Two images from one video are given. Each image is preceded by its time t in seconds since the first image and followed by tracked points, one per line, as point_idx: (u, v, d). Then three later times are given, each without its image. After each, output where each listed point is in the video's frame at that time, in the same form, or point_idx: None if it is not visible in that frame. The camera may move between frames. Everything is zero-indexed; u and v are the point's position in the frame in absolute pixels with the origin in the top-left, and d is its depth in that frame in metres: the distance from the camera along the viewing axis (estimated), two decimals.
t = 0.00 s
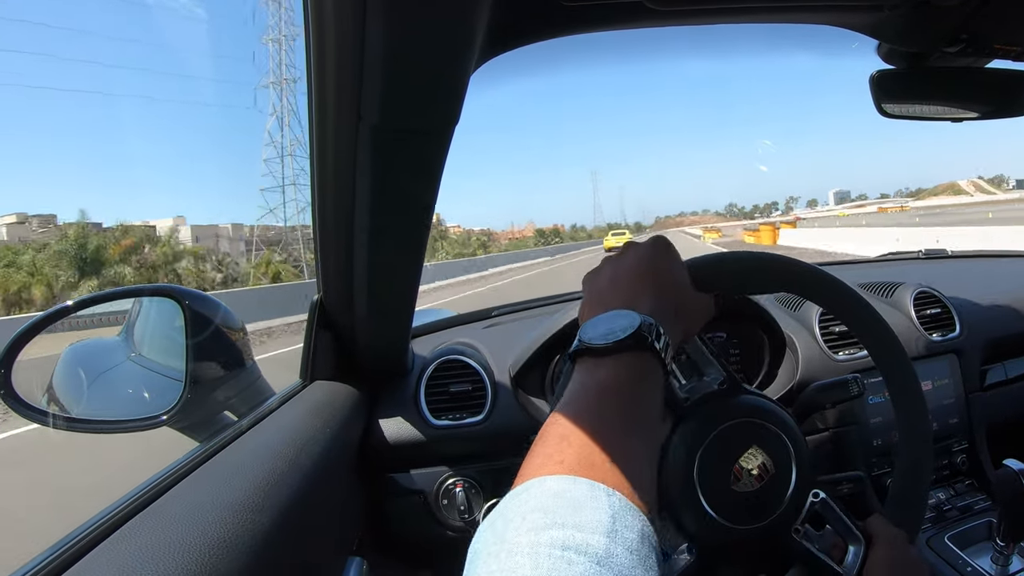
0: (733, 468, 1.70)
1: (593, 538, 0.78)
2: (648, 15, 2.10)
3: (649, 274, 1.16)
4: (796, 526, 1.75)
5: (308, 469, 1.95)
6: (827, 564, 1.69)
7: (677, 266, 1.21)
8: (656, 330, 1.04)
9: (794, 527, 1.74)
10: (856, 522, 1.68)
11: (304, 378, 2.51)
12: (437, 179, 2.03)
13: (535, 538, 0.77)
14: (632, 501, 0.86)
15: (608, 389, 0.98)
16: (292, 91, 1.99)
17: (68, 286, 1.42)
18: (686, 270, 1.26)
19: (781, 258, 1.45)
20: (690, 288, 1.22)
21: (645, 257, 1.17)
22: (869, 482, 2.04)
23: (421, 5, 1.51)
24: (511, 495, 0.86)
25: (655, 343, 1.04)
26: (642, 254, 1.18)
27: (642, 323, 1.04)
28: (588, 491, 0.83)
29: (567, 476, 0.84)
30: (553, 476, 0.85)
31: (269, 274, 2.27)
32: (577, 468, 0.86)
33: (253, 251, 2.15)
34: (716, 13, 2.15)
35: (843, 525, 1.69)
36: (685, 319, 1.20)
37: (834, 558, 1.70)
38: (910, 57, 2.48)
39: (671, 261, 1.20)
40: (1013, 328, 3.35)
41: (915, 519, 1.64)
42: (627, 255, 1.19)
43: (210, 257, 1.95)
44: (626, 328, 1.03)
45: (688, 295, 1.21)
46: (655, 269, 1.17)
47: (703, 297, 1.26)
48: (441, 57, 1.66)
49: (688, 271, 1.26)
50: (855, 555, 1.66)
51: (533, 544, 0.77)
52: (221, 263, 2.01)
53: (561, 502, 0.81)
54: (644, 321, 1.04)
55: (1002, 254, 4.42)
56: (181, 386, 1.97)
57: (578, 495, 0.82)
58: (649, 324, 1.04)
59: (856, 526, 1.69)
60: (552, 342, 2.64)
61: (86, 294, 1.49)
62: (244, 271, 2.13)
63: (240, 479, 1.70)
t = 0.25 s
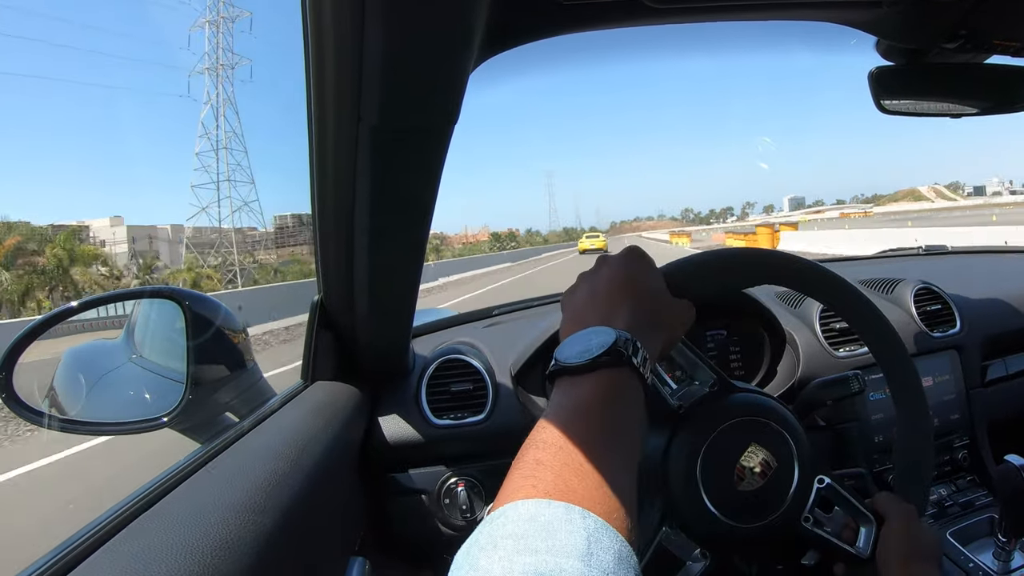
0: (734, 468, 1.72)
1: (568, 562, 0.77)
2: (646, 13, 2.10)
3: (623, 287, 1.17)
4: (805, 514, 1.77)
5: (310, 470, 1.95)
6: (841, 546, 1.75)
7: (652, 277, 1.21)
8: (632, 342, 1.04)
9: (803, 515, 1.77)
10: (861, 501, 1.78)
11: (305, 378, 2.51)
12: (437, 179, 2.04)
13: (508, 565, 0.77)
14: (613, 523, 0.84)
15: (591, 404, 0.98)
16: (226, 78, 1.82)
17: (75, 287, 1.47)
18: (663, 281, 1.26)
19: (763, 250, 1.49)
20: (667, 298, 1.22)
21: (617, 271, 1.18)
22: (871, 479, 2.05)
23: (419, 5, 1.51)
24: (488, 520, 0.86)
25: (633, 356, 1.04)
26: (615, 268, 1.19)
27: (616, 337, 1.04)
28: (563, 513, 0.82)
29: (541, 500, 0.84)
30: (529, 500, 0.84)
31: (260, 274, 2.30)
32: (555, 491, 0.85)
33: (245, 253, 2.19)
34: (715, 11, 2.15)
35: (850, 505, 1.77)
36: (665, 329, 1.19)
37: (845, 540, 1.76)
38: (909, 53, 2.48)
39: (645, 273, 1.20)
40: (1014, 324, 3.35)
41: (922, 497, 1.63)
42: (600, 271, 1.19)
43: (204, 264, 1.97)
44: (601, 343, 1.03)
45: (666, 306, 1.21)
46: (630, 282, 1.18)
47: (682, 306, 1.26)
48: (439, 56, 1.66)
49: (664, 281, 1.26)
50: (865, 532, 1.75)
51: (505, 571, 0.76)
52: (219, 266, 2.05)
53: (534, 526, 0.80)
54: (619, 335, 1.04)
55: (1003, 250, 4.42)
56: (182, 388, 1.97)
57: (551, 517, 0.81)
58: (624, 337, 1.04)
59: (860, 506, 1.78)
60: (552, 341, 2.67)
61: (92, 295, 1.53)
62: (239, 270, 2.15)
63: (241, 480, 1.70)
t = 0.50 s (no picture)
0: (737, 466, 1.72)
1: None
2: (646, 10, 2.10)
3: (602, 303, 1.18)
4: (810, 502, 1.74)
5: (312, 468, 1.96)
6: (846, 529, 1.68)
7: (631, 289, 1.22)
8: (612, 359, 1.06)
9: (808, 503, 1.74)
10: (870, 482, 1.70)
11: (306, 377, 2.51)
12: (437, 177, 2.04)
13: None
14: (590, 551, 0.84)
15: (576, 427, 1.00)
16: (163, 62, 1.61)
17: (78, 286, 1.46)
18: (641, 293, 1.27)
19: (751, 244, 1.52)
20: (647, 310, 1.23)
21: (596, 287, 1.19)
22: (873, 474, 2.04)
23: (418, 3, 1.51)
24: (466, 551, 0.86)
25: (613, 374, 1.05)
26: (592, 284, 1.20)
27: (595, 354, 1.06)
28: (540, 544, 0.81)
29: (517, 530, 0.83)
30: (506, 532, 0.84)
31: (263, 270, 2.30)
32: (532, 521, 0.85)
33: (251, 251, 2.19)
34: (714, 8, 2.15)
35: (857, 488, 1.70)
36: (645, 342, 1.20)
37: (853, 523, 1.68)
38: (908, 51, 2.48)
39: (624, 287, 1.21)
40: (1015, 320, 3.35)
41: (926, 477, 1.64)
42: (578, 289, 1.20)
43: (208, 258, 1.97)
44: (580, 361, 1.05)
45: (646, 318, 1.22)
46: (608, 296, 1.19)
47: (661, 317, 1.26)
48: (438, 54, 1.66)
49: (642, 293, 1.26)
50: (876, 514, 1.66)
51: None
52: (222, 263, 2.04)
53: (511, 558, 0.80)
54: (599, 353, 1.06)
55: (1004, 246, 4.42)
56: (183, 386, 1.97)
57: (528, 550, 0.80)
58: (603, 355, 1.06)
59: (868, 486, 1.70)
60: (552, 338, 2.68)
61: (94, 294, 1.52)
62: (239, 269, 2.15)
63: (243, 478, 1.71)
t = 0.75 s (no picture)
0: (736, 469, 1.75)
1: None
2: (647, 10, 2.10)
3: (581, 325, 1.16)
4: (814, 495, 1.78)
5: (311, 466, 1.96)
6: (853, 518, 1.74)
7: (614, 305, 1.18)
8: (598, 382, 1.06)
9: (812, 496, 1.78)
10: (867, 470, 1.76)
11: (306, 376, 2.51)
12: (437, 176, 2.04)
13: None
14: None
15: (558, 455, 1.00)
16: (95, 43, 1.37)
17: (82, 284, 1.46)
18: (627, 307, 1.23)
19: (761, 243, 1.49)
20: (632, 325, 1.19)
21: (574, 309, 1.17)
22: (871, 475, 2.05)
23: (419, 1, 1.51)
24: None
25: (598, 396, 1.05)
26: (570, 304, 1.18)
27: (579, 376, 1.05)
28: None
29: (500, 563, 0.84)
30: (489, 565, 0.85)
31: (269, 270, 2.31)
32: (515, 554, 0.86)
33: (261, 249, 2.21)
34: (715, 8, 2.15)
35: (856, 477, 1.77)
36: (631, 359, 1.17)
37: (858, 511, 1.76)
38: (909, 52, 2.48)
39: (606, 303, 1.17)
40: (1016, 322, 3.34)
41: (928, 457, 1.60)
42: (557, 312, 1.19)
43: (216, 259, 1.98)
44: (565, 384, 1.05)
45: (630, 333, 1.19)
46: (588, 316, 1.16)
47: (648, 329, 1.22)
48: (440, 53, 1.66)
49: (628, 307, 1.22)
50: (879, 501, 1.73)
51: None
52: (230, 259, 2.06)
53: None
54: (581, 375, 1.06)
55: (1005, 248, 4.42)
56: (183, 384, 1.97)
57: None
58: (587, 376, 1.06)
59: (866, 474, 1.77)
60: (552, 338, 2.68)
61: (95, 292, 1.51)
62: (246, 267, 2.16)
63: (242, 477, 1.71)
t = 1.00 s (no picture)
0: (738, 469, 1.77)
1: None
2: (648, 8, 2.10)
3: (563, 345, 1.16)
4: (818, 485, 1.81)
5: (312, 464, 1.95)
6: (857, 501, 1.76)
7: (596, 322, 1.17)
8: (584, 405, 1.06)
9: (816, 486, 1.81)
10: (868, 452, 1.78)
11: (306, 373, 2.52)
12: (438, 174, 2.03)
13: None
14: None
15: (543, 485, 1.01)
16: (21, 19, 1.21)
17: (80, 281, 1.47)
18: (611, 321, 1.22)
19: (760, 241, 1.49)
20: (616, 340, 1.18)
21: (556, 329, 1.16)
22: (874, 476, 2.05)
23: None
24: None
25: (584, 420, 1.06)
26: (552, 326, 1.18)
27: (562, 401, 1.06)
28: None
29: None
30: None
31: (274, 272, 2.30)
32: None
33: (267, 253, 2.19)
34: (717, 7, 2.15)
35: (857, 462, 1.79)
36: (618, 374, 1.17)
37: (863, 494, 1.77)
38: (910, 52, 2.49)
39: (586, 322, 1.17)
40: (1017, 322, 3.34)
41: (926, 435, 1.56)
42: (541, 332, 1.19)
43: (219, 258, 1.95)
44: (551, 411, 1.06)
45: (616, 348, 1.18)
46: (570, 336, 1.16)
47: (634, 341, 1.21)
48: (441, 53, 1.66)
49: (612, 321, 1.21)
50: (881, 481, 1.74)
51: None
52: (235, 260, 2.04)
53: None
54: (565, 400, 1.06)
55: (1005, 247, 4.42)
56: (183, 381, 1.97)
57: None
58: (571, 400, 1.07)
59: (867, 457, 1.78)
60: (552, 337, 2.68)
61: (96, 289, 1.53)
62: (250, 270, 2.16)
63: (241, 475, 1.71)
